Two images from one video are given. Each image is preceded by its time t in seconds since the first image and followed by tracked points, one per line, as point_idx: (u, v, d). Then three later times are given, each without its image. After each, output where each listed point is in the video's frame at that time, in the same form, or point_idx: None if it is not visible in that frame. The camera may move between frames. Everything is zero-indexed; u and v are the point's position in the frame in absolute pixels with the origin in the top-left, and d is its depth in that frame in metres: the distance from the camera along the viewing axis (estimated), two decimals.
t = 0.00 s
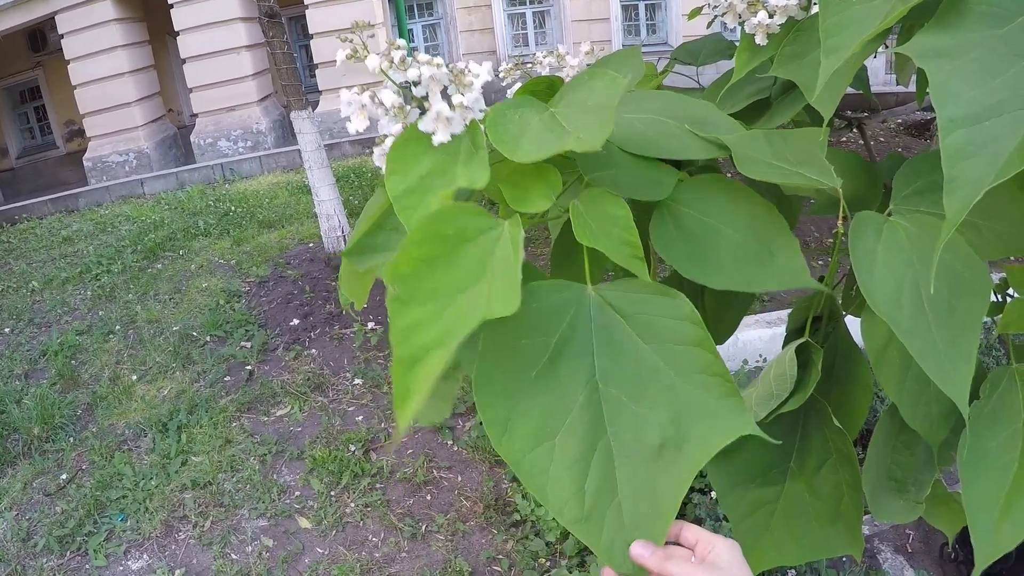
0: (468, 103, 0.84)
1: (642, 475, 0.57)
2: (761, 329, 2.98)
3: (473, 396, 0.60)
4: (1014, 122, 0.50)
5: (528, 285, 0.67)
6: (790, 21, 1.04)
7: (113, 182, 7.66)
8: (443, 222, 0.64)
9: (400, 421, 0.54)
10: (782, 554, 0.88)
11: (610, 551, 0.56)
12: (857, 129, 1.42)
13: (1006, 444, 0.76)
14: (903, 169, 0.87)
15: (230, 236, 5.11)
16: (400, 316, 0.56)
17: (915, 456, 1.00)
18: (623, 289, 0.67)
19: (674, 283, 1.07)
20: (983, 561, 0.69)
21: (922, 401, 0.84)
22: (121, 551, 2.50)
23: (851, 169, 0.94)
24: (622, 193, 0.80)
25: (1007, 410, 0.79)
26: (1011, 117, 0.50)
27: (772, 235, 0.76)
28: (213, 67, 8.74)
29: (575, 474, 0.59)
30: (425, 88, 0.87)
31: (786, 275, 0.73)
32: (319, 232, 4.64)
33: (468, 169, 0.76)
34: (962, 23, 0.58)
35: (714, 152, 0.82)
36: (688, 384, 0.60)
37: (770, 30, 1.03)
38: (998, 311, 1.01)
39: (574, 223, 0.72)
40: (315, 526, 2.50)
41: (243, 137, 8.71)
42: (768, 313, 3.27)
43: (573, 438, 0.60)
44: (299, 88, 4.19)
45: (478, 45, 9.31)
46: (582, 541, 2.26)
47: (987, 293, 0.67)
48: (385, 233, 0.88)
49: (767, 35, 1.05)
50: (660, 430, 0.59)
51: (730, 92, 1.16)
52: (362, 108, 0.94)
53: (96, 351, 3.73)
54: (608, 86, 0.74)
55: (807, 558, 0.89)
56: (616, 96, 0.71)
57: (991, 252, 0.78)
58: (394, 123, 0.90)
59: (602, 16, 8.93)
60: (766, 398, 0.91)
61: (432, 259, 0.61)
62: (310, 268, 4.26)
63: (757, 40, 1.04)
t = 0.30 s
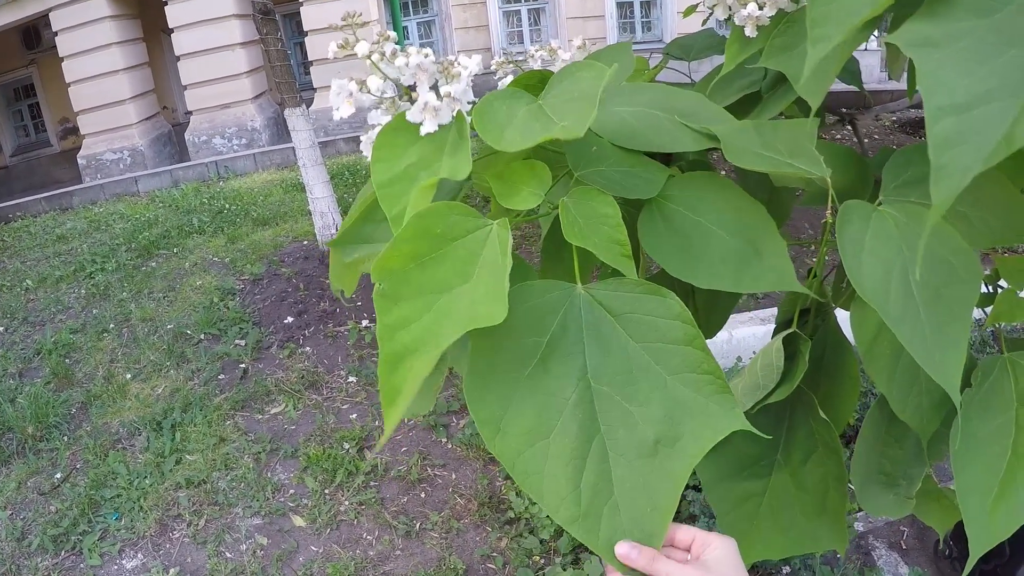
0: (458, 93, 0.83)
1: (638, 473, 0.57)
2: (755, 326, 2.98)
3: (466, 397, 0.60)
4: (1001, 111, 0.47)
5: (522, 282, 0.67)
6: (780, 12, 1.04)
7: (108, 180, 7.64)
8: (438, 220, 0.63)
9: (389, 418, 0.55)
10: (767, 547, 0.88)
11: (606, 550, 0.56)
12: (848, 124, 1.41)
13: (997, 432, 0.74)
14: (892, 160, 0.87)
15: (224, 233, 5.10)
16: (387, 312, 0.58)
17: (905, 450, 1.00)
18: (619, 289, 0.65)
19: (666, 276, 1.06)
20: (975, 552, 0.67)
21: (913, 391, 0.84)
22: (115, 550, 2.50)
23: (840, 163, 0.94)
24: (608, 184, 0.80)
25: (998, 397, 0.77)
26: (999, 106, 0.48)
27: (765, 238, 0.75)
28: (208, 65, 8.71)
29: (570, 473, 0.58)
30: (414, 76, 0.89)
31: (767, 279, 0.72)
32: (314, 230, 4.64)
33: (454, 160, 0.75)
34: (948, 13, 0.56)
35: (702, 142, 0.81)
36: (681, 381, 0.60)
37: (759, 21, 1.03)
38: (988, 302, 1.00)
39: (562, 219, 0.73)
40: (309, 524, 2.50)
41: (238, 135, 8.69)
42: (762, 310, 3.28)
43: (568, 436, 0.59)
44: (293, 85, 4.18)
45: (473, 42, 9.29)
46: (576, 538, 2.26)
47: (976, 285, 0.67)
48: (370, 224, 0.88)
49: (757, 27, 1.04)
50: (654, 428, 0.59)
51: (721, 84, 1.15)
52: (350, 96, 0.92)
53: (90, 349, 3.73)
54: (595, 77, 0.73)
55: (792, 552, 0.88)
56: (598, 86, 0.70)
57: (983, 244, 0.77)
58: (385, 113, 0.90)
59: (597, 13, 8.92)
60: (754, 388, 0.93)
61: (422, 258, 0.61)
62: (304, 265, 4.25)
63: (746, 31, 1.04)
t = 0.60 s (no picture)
0: (454, 97, 0.84)
1: (625, 467, 0.56)
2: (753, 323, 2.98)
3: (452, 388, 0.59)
4: (985, 96, 0.48)
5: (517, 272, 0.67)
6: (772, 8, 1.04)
7: (106, 183, 7.65)
8: (429, 211, 0.64)
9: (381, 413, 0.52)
10: (770, 548, 0.87)
11: (591, 546, 0.54)
12: (843, 121, 1.42)
13: (994, 433, 0.73)
14: (888, 159, 0.87)
15: (222, 235, 5.10)
16: (379, 307, 0.56)
17: (904, 447, 1.00)
18: (608, 280, 0.66)
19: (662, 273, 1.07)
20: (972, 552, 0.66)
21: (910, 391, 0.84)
22: (115, 551, 2.50)
23: (834, 160, 0.94)
24: (604, 180, 0.80)
25: (995, 398, 0.77)
26: (984, 92, 0.48)
27: (762, 230, 0.75)
28: (205, 66, 8.71)
29: (555, 466, 0.57)
30: (410, 81, 0.88)
31: (766, 273, 0.72)
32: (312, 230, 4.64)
33: (455, 164, 0.74)
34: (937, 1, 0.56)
35: (698, 143, 0.82)
36: (671, 377, 0.60)
37: (751, 16, 1.03)
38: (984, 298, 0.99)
39: (557, 212, 0.72)
40: (308, 525, 2.50)
41: (236, 136, 8.69)
42: (760, 308, 3.28)
43: (554, 429, 0.58)
44: (290, 86, 4.18)
45: (469, 42, 9.29)
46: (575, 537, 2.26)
47: (970, 286, 0.67)
48: (360, 228, 0.86)
49: (749, 22, 1.05)
50: (643, 422, 0.58)
51: (714, 82, 1.15)
52: (347, 104, 0.92)
53: (89, 351, 3.73)
54: (594, 79, 0.73)
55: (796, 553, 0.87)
56: (598, 88, 0.71)
57: (979, 241, 0.77)
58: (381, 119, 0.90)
59: (594, 12, 8.92)
60: (754, 387, 0.94)
61: (413, 251, 0.61)
62: (302, 266, 4.25)
63: (738, 27, 1.04)
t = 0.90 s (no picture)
0: (449, 89, 0.84)
1: (616, 469, 0.56)
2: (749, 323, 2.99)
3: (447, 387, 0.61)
4: (994, 104, 0.48)
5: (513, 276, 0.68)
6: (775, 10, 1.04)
7: (102, 177, 7.62)
8: (427, 217, 0.63)
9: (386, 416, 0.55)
10: (760, 545, 0.88)
11: (581, 546, 0.55)
12: (842, 122, 1.42)
13: (991, 427, 0.74)
14: (887, 157, 0.87)
15: (218, 230, 5.09)
16: (382, 310, 0.58)
17: (901, 446, 1.00)
18: (605, 286, 0.66)
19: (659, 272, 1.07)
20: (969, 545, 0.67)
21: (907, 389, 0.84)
22: (109, 546, 2.50)
23: (834, 161, 0.94)
24: (603, 182, 0.80)
25: (992, 393, 0.77)
26: (992, 100, 0.48)
27: (759, 232, 0.75)
28: (202, 61, 8.68)
29: (546, 467, 0.57)
30: (405, 72, 0.88)
31: (763, 275, 0.73)
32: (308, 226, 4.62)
33: (446, 156, 0.74)
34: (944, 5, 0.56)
35: (696, 139, 0.82)
36: (665, 381, 0.60)
37: (754, 19, 1.03)
38: (982, 299, 0.99)
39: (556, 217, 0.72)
40: (303, 521, 2.50)
41: (233, 131, 8.67)
42: (756, 308, 3.28)
43: (546, 431, 0.58)
44: (288, 82, 4.16)
45: (467, 39, 9.27)
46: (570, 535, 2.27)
47: (971, 280, 0.68)
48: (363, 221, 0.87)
49: (752, 24, 1.04)
50: (637, 426, 0.58)
51: (715, 82, 1.15)
52: (342, 93, 0.92)
53: (84, 345, 3.72)
54: (585, 74, 0.74)
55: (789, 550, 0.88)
56: (590, 85, 0.71)
57: (978, 240, 0.77)
58: (378, 111, 0.90)
59: (592, 11, 8.92)
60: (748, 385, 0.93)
61: (415, 255, 0.62)
62: (298, 262, 4.25)
63: (741, 29, 1.04)
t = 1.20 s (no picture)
0: (449, 81, 0.81)
1: (611, 455, 0.55)
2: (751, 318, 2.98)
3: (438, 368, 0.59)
4: (994, 94, 0.47)
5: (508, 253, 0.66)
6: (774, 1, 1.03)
7: (104, 177, 7.63)
8: (421, 190, 0.62)
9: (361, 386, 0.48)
10: (761, 541, 0.88)
11: (572, 530, 0.54)
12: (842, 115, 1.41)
13: (993, 424, 0.73)
14: (889, 148, 0.86)
15: (220, 229, 5.10)
16: (368, 280, 0.54)
17: (903, 440, 0.99)
18: (597, 265, 0.64)
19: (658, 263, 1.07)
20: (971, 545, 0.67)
21: (909, 382, 0.84)
22: (113, 546, 2.50)
23: (835, 153, 0.93)
24: (601, 169, 0.80)
25: (994, 389, 0.77)
26: (990, 90, 0.47)
27: (761, 214, 0.73)
28: (202, 60, 8.68)
29: (540, 452, 0.56)
30: (404, 66, 0.87)
31: (763, 258, 0.70)
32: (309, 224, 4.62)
33: (447, 146, 0.74)
34: None
35: (696, 131, 0.81)
36: (661, 364, 0.58)
37: (753, 10, 1.02)
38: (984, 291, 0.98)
39: (551, 199, 0.71)
40: (306, 519, 2.50)
41: (233, 130, 8.67)
42: (758, 302, 3.28)
43: (539, 416, 0.57)
44: (288, 79, 4.15)
45: (468, 36, 9.25)
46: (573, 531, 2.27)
47: (970, 275, 0.67)
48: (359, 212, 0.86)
49: (751, 16, 1.04)
50: (633, 411, 0.57)
51: (714, 74, 1.15)
52: (341, 85, 0.88)
53: (86, 345, 3.72)
54: (587, 64, 0.73)
55: (789, 545, 0.88)
56: (591, 72, 0.70)
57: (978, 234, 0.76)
58: (376, 103, 0.89)
59: (592, 6, 8.90)
60: (750, 377, 0.92)
61: (403, 229, 0.59)
62: (300, 260, 4.25)
63: (740, 20, 1.03)
